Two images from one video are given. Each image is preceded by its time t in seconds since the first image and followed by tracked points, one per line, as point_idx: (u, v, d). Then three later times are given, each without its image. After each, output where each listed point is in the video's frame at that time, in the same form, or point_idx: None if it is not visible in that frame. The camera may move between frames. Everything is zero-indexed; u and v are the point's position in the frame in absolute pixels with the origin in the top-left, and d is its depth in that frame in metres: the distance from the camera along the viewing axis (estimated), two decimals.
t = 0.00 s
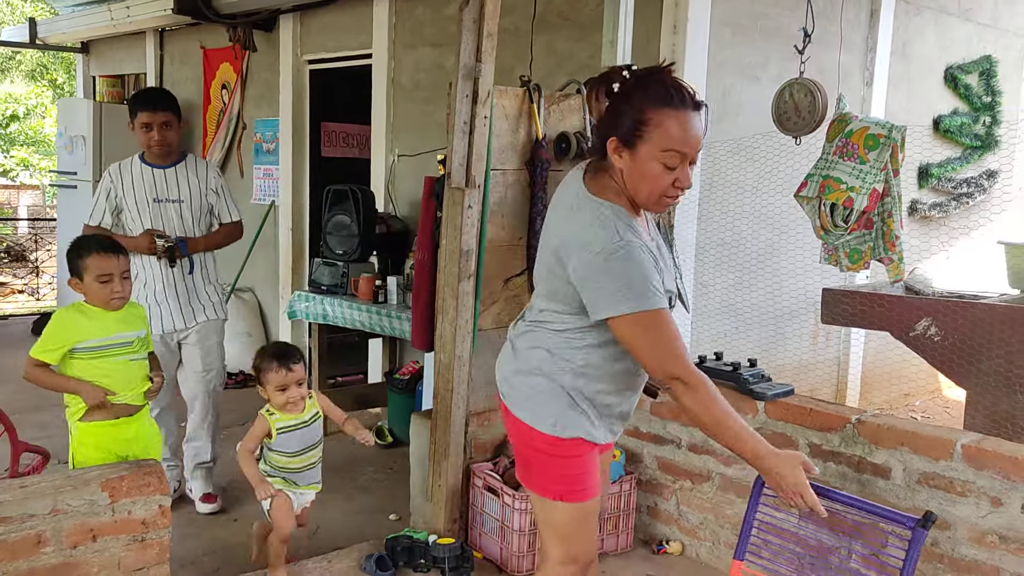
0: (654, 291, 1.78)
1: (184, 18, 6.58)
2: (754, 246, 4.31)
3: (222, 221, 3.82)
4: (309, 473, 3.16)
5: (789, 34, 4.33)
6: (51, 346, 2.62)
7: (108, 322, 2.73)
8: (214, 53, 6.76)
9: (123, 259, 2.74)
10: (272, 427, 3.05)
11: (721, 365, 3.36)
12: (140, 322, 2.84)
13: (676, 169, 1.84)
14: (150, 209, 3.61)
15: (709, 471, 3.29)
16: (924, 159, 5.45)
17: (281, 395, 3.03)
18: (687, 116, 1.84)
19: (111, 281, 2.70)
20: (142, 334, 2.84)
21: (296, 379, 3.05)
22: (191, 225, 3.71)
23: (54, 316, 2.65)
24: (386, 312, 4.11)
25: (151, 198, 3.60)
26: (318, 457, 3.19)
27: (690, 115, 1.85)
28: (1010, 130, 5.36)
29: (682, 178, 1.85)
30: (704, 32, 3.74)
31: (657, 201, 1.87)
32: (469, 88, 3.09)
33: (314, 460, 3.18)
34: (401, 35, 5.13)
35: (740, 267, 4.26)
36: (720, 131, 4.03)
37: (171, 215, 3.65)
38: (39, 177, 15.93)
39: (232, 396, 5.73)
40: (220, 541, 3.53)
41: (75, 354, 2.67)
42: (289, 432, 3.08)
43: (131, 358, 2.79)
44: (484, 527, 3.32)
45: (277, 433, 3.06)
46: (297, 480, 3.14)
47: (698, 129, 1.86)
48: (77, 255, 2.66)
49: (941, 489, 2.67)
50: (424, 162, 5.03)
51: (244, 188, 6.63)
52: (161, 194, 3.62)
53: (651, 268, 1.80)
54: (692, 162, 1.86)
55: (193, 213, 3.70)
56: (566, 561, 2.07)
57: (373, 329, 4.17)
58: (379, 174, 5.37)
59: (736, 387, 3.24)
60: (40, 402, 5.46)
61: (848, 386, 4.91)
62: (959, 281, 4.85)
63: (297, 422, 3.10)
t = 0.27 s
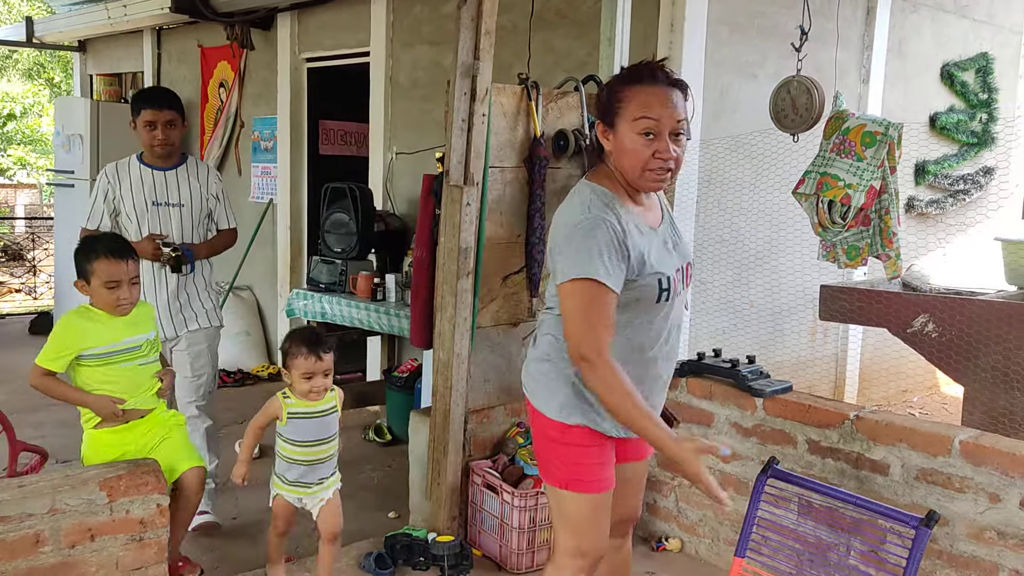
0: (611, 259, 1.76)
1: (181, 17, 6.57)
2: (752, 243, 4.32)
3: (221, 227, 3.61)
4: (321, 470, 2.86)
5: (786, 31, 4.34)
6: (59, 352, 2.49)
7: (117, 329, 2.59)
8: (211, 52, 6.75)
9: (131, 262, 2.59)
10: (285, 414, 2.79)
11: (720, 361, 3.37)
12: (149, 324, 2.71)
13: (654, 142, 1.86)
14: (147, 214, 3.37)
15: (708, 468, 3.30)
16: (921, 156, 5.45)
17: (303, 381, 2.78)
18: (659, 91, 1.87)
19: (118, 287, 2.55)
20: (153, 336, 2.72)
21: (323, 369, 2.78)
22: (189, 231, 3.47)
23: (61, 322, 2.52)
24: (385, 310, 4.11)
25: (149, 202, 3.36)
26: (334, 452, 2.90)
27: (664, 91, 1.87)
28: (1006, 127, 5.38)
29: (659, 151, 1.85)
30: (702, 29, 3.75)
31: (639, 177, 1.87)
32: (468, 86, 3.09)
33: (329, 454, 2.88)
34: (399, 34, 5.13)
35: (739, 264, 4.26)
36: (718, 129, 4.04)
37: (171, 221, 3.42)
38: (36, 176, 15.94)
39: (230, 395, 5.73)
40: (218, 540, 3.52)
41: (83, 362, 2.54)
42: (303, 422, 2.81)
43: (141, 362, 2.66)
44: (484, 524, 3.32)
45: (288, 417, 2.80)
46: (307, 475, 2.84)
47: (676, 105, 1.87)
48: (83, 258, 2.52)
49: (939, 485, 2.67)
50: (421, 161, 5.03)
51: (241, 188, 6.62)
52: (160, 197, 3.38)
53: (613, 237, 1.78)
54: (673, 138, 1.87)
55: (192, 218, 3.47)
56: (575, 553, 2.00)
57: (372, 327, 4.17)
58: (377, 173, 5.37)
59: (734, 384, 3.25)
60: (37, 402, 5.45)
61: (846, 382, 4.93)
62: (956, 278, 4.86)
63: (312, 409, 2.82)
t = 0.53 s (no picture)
0: (567, 221, 1.86)
1: (176, 16, 6.56)
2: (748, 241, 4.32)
3: (231, 239, 3.48)
4: (342, 489, 2.70)
5: (781, 29, 4.35)
6: (70, 359, 2.48)
7: (131, 341, 2.57)
8: (206, 51, 6.74)
9: (144, 275, 2.53)
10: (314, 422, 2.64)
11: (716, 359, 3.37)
12: (167, 341, 2.67)
13: (639, 126, 1.95)
14: (152, 216, 3.27)
15: (705, 466, 3.30)
16: (915, 154, 5.43)
17: (337, 391, 2.62)
18: (649, 78, 1.98)
19: (124, 296, 2.50)
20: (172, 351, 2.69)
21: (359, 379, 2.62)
22: (195, 239, 3.36)
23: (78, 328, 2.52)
24: (381, 309, 4.10)
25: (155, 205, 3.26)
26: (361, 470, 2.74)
27: (654, 79, 1.98)
28: (1001, 125, 5.39)
29: (643, 133, 1.94)
30: (698, 27, 3.75)
31: (626, 159, 1.97)
32: (463, 84, 3.08)
33: (354, 474, 2.71)
34: (394, 32, 5.12)
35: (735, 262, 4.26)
36: (714, 127, 4.03)
37: (175, 225, 3.31)
38: (31, 176, 15.90)
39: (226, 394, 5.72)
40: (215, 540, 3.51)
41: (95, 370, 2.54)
42: (332, 432, 2.65)
43: (152, 379, 2.64)
44: (481, 523, 3.32)
45: (317, 426, 2.65)
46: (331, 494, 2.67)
47: (665, 92, 1.96)
48: (94, 266, 2.47)
49: (935, 482, 2.68)
50: (417, 159, 5.03)
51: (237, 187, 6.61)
52: (166, 202, 3.28)
53: (576, 204, 1.89)
54: (659, 124, 1.95)
55: (199, 225, 3.35)
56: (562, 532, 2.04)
57: (368, 326, 4.17)
58: (373, 171, 5.37)
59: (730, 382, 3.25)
60: (32, 403, 5.44)
61: (842, 380, 4.94)
62: (952, 275, 4.86)
63: (343, 420, 2.67)
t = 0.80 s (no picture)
0: (544, 204, 2.03)
1: (169, 15, 6.54)
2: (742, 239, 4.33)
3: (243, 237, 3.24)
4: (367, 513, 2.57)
5: (774, 28, 4.36)
6: (109, 360, 2.46)
7: (168, 350, 2.49)
8: (199, 51, 6.72)
9: (188, 280, 2.45)
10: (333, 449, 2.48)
11: (710, 358, 3.37)
12: (205, 358, 2.55)
13: (633, 118, 2.01)
14: (161, 216, 3.04)
15: (700, 465, 3.30)
16: (909, 153, 5.43)
17: (357, 409, 2.47)
18: (644, 74, 2.04)
19: (165, 300, 2.42)
20: (208, 370, 2.56)
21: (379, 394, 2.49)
22: (205, 239, 3.13)
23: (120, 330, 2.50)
24: (375, 309, 4.10)
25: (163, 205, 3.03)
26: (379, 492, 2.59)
27: (648, 75, 2.04)
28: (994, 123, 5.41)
29: (636, 126, 2.00)
30: (692, 26, 3.75)
31: (622, 152, 2.03)
32: (457, 84, 3.08)
33: (374, 497, 2.58)
34: (388, 31, 5.12)
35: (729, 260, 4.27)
36: (707, 126, 4.04)
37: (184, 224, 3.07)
38: (24, 176, 15.86)
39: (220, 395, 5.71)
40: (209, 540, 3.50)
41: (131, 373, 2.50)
42: (351, 455, 2.50)
43: (185, 395, 2.55)
44: (476, 522, 3.32)
45: (337, 453, 2.48)
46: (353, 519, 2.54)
47: (659, 87, 2.02)
48: (138, 269, 2.42)
49: (929, 480, 2.68)
50: (411, 159, 5.02)
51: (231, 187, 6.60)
52: (175, 201, 3.05)
53: (557, 189, 2.05)
54: (652, 116, 2.01)
55: (210, 227, 3.14)
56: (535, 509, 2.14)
57: (362, 326, 4.16)
58: (367, 171, 5.36)
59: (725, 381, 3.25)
60: (25, 404, 5.41)
61: (836, 378, 4.96)
62: (945, 273, 4.87)
63: (362, 441, 2.51)
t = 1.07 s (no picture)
0: (523, 208, 2.08)
1: (160, 14, 6.52)
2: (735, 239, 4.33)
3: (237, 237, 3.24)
4: (386, 541, 2.47)
5: (765, 28, 4.37)
6: (112, 330, 2.46)
7: (170, 322, 2.46)
8: (190, 50, 6.70)
9: (198, 249, 2.43)
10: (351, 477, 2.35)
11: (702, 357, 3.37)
12: (212, 333, 2.51)
13: (612, 118, 2.03)
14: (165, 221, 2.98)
15: (692, 464, 3.31)
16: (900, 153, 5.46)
17: (375, 434, 2.36)
18: (619, 75, 2.07)
19: (173, 268, 2.38)
20: (213, 345, 2.52)
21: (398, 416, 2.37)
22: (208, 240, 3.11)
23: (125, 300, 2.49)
24: (367, 309, 4.09)
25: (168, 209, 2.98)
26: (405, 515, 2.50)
27: (623, 75, 2.07)
28: (984, 123, 5.43)
29: (615, 123, 2.02)
30: (684, 24, 3.74)
31: (602, 150, 2.05)
32: (449, 83, 3.08)
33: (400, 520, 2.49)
34: (380, 31, 5.11)
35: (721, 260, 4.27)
36: (699, 126, 4.04)
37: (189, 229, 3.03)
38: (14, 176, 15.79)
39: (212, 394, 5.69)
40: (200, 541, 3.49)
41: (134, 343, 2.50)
42: (372, 482, 2.38)
43: (189, 370, 2.51)
44: (469, 522, 3.31)
45: (356, 480, 2.35)
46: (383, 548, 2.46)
47: (634, 87, 2.05)
48: (150, 234, 2.40)
49: (920, 478, 2.69)
50: (403, 158, 5.01)
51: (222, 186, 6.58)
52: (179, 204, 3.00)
53: (534, 194, 2.09)
54: (630, 115, 2.03)
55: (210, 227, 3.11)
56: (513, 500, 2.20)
57: (354, 325, 4.15)
58: (359, 170, 5.35)
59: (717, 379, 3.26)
60: (15, 404, 5.38)
61: (828, 377, 4.97)
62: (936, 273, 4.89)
63: (383, 465, 2.40)
